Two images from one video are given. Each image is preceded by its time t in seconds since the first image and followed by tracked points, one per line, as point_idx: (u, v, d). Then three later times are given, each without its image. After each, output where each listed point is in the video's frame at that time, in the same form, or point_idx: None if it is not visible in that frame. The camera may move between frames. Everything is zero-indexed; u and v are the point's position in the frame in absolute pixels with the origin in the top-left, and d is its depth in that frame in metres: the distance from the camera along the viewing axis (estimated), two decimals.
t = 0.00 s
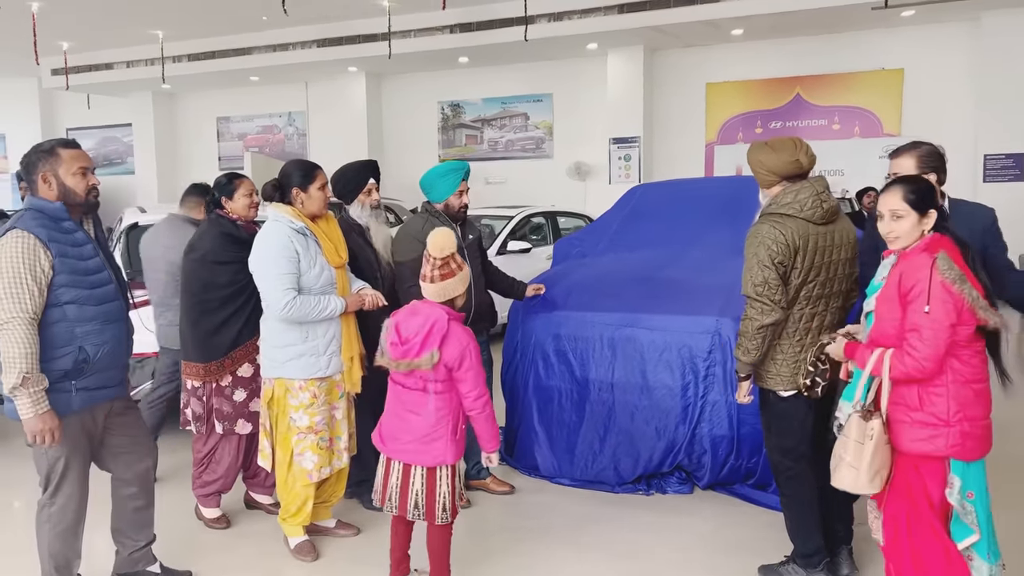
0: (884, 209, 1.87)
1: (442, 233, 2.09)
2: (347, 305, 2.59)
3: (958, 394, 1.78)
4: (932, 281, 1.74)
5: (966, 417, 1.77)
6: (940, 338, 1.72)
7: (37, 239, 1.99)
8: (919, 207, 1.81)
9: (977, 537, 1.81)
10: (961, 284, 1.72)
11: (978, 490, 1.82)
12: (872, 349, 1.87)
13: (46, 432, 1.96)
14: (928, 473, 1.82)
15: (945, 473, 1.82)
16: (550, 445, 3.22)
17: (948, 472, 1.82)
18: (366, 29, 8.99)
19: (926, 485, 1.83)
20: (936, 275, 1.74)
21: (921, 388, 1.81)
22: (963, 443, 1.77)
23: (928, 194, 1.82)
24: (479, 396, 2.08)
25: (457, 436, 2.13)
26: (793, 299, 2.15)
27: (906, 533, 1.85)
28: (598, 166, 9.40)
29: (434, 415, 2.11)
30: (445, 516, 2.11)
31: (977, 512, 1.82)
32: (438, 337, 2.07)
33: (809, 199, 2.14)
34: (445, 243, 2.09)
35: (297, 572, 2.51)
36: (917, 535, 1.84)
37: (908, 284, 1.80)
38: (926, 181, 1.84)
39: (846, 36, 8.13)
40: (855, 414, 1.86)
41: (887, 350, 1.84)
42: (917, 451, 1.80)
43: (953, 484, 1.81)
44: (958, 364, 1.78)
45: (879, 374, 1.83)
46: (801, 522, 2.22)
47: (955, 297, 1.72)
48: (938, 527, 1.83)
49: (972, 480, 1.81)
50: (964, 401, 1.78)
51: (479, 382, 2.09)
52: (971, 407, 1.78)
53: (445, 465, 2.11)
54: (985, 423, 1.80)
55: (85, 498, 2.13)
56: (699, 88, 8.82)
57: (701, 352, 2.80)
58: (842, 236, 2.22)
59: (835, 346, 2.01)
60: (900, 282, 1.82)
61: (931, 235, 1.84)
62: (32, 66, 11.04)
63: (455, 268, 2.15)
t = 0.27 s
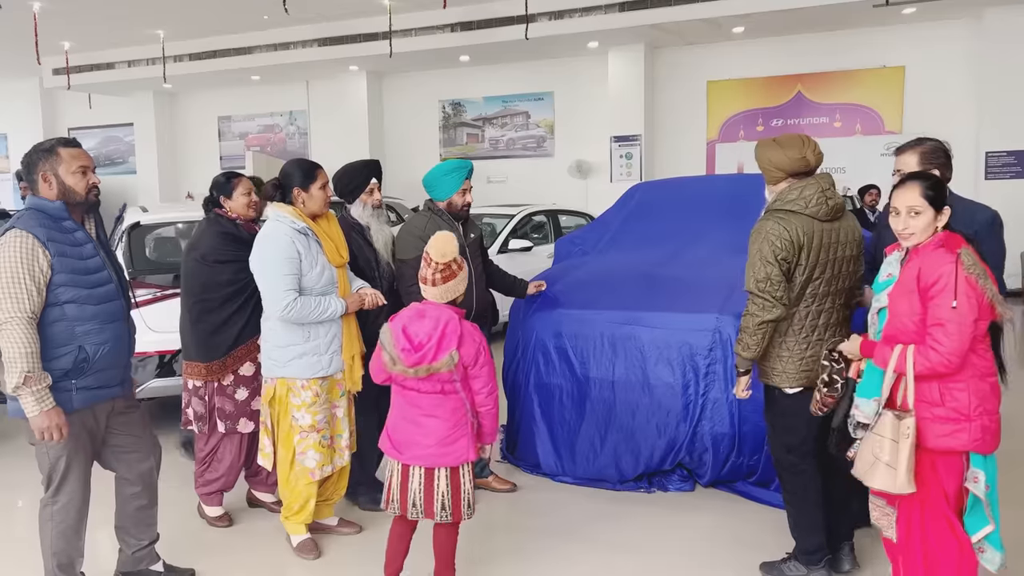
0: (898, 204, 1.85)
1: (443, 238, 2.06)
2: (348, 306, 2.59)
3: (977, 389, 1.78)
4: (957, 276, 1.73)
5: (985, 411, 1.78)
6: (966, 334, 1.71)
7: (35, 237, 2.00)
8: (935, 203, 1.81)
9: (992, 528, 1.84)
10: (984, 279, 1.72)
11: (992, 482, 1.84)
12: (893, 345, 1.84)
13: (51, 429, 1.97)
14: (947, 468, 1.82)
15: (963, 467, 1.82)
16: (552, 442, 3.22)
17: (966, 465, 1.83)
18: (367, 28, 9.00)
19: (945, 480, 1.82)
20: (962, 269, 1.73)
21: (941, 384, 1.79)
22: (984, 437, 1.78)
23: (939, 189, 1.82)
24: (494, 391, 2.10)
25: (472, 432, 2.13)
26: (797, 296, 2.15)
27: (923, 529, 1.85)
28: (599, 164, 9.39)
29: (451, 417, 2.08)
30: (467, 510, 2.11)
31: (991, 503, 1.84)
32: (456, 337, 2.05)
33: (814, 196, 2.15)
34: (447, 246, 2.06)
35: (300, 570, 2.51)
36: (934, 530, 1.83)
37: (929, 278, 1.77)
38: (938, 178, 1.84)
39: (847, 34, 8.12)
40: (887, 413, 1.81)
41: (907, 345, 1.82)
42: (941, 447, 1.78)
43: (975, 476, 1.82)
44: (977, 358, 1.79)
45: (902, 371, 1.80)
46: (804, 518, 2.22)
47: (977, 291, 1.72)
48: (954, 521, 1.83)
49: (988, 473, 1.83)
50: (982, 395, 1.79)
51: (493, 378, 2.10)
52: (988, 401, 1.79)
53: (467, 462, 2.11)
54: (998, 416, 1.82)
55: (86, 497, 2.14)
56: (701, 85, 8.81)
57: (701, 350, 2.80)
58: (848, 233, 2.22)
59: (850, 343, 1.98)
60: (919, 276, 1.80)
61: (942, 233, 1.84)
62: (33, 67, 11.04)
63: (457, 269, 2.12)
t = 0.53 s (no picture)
0: (906, 201, 1.86)
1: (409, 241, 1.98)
2: (352, 306, 2.60)
3: (993, 386, 1.79)
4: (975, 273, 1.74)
5: (1001, 408, 1.79)
6: (984, 330, 1.71)
7: (37, 236, 1.99)
8: (940, 202, 1.81)
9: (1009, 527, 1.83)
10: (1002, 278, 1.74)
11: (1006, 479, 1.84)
12: (910, 343, 1.83)
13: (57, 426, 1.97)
14: (962, 465, 1.82)
15: (979, 465, 1.82)
16: (554, 439, 3.22)
17: (981, 463, 1.83)
18: (367, 26, 8.99)
19: (959, 478, 1.83)
20: (980, 266, 1.74)
21: (958, 381, 1.79)
22: (1000, 435, 1.78)
23: (950, 186, 1.81)
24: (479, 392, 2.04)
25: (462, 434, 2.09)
26: (806, 294, 2.15)
27: (937, 526, 1.85)
28: (599, 162, 9.38)
29: (437, 420, 2.05)
30: (462, 509, 2.08)
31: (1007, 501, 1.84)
32: (436, 341, 2.00)
33: (821, 193, 2.14)
34: (417, 249, 1.99)
35: (303, 570, 2.50)
36: (948, 526, 1.84)
37: (947, 275, 1.77)
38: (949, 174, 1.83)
39: (846, 32, 8.12)
40: (908, 411, 1.81)
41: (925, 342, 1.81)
42: (958, 445, 1.78)
43: (992, 475, 1.81)
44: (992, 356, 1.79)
45: (920, 369, 1.79)
46: (811, 516, 2.23)
47: (994, 287, 1.73)
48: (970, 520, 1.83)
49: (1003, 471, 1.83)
50: (998, 393, 1.79)
51: (478, 379, 2.05)
52: (1003, 399, 1.80)
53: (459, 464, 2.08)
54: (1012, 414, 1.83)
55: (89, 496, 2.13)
56: (700, 84, 8.81)
57: (704, 348, 2.81)
58: (857, 230, 2.22)
59: (866, 343, 1.97)
60: (936, 273, 1.80)
61: (953, 232, 1.84)
62: (32, 65, 11.02)
63: (429, 270, 2.04)
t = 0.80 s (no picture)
0: (912, 200, 1.87)
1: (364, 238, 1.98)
2: (353, 305, 2.59)
3: (997, 388, 1.79)
4: (979, 275, 1.74)
5: (1004, 410, 1.79)
6: (986, 332, 1.72)
7: (43, 236, 1.98)
8: (930, 204, 1.83)
9: (1010, 528, 1.83)
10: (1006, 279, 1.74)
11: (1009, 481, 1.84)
12: (915, 343, 1.84)
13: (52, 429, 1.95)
14: (964, 465, 1.82)
15: (981, 465, 1.83)
16: (554, 438, 3.22)
17: (983, 464, 1.83)
18: (364, 24, 8.97)
19: (960, 478, 1.83)
20: (985, 267, 1.74)
21: (961, 381, 1.80)
22: (1002, 436, 1.78)
23: (958, 187, 1.81)
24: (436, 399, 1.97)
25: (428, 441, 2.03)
26: (813, 292, 2.15)
27: (938, 524, 1.85)
28: (596, 160, 9.38)
29: (395, 424, 2.01)
30: (425, 522, 2.05)
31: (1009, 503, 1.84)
32: (388, 341, 1.96)
33: (827, 193, 2.15)
34: (372, 247, 1.99)
35: (304, 569, 2.50)
36: (948, 525, 1.84)
37: (952, 276, 1.78)
38: (958, 174, 1.83)
39: (843, 31, 8.14)
40: (908, 407, 1.83)
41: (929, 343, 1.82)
42: (959, 444, 1.79)
43: (992, 475, 1.81)
44: (997, 357, 1.80)
45: (922, 369, 1.80)
46: (816, 513, 2.23)
47: (998, 289, 1.73)
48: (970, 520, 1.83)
49: (1006, 472, 1.83)
50: (1002, 394, 1.79)
51: (434, 384, 1.98)
52: (1007, 401, 1.80)
53: (424, 471, 2.02)
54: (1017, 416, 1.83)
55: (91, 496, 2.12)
56: (698, 83, 8.81)
57: (705, 347, 2.81)
58: (865, 230, 2.21)
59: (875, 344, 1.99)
60: (941, 274, 1.80)
61: (962, 232, 1.84)
62: (27, 62, 10.98)
63: (392, 271, 2.03)
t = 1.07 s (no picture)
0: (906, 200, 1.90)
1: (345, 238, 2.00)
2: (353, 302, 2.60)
3: (986, 388, 1.80)
4: (962, 277, 1.75)
5: (994, 411, 1.80)
6: (971, 333, 1.73)
7: (61, 234, 1.98)
8: (920, 203, 1.86)
9: (1003, 528, 1.83)
10: (991, 280, 1.74)
11: (1003, 481, 1.84)
12: (904, 343, 1.87)
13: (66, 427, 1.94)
14: (955, 464, 1.84)
15: (972, 465, 1.84)
16: (552, 437, 3.23)
17: (974, 463, 1.84)
18: (358, 23, 8.95)
19: (952, 477, 1.84)
20: (969, 268, 1.75)
21: (949, 381, 1.82)
22: (992, 436, 1.79)
23: (955, 187, 1.82)
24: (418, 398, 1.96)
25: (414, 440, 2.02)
26: (831, 286, 2.16)
27: (930, 523, 1.86)
28: (590, 160, 9.38)
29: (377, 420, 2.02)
30: (412, 517, 2.06)
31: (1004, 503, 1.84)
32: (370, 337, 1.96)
33: (846, 192, 2.18)
34: (355, 245, 2.00)
35: (303, 568, 2.49)
36: (940, 525, 1.85)
37: (939, 277, 1.80)
38: (958, 174, 1.84)
39: (837, 31, 8.17)
40: (884, 406, 1.85)
41: (918, 343, 1.84)
42: (945, 443, 1.81)
43: (982, 475, 1.82)
44: (987, 358, 1.81)
45: (909, 368, 1.83)
46: (814, 510, 2.24)
47: (984, 292, 1.74)
48: (963, 520, 1.84)
49: (998, 472, 1.83)
50: (992, 394, 1.80)
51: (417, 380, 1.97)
52: (999, 401, 1.81)
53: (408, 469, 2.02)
54: (1011, 416, 1.83)
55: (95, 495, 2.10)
56: (692, 82, 8.83)
57: (703, 346, 2.81)
58: (877, 233, 2.24)
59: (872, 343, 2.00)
60: (929, 275, 1.82)
61: (956, 231, 1.85)
62: (19, 60, 10.92)
63: (378, 267, 2.04)
